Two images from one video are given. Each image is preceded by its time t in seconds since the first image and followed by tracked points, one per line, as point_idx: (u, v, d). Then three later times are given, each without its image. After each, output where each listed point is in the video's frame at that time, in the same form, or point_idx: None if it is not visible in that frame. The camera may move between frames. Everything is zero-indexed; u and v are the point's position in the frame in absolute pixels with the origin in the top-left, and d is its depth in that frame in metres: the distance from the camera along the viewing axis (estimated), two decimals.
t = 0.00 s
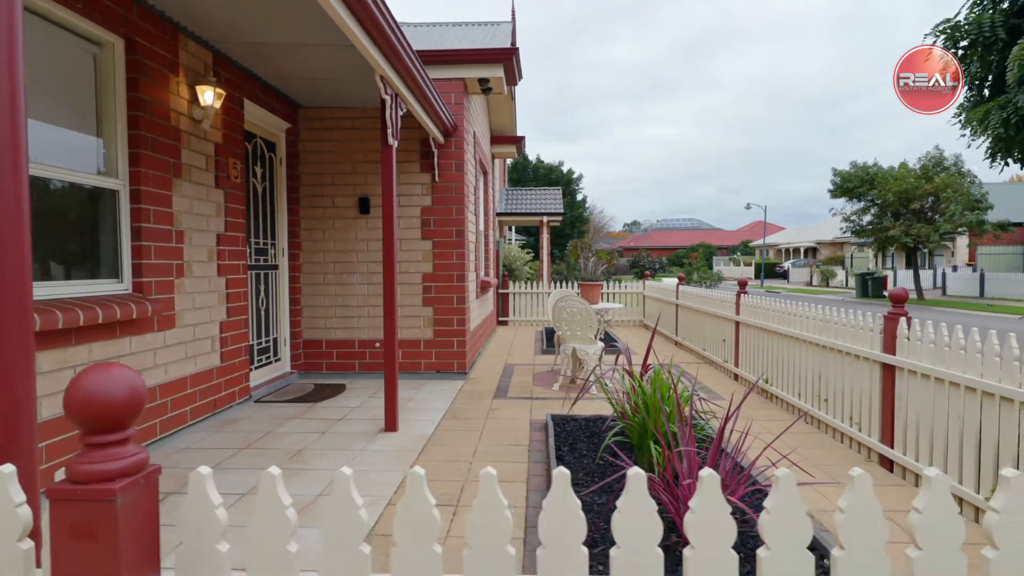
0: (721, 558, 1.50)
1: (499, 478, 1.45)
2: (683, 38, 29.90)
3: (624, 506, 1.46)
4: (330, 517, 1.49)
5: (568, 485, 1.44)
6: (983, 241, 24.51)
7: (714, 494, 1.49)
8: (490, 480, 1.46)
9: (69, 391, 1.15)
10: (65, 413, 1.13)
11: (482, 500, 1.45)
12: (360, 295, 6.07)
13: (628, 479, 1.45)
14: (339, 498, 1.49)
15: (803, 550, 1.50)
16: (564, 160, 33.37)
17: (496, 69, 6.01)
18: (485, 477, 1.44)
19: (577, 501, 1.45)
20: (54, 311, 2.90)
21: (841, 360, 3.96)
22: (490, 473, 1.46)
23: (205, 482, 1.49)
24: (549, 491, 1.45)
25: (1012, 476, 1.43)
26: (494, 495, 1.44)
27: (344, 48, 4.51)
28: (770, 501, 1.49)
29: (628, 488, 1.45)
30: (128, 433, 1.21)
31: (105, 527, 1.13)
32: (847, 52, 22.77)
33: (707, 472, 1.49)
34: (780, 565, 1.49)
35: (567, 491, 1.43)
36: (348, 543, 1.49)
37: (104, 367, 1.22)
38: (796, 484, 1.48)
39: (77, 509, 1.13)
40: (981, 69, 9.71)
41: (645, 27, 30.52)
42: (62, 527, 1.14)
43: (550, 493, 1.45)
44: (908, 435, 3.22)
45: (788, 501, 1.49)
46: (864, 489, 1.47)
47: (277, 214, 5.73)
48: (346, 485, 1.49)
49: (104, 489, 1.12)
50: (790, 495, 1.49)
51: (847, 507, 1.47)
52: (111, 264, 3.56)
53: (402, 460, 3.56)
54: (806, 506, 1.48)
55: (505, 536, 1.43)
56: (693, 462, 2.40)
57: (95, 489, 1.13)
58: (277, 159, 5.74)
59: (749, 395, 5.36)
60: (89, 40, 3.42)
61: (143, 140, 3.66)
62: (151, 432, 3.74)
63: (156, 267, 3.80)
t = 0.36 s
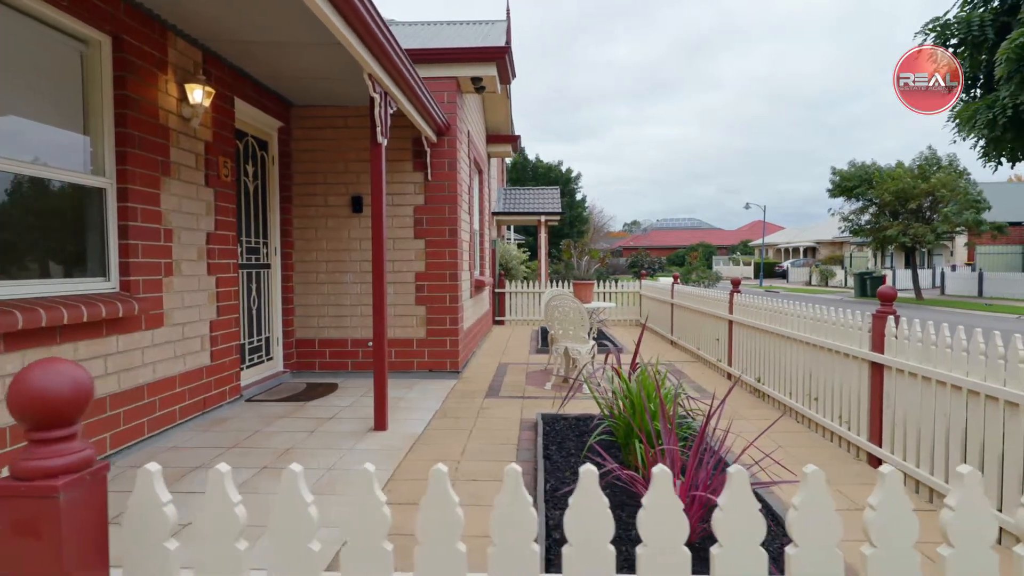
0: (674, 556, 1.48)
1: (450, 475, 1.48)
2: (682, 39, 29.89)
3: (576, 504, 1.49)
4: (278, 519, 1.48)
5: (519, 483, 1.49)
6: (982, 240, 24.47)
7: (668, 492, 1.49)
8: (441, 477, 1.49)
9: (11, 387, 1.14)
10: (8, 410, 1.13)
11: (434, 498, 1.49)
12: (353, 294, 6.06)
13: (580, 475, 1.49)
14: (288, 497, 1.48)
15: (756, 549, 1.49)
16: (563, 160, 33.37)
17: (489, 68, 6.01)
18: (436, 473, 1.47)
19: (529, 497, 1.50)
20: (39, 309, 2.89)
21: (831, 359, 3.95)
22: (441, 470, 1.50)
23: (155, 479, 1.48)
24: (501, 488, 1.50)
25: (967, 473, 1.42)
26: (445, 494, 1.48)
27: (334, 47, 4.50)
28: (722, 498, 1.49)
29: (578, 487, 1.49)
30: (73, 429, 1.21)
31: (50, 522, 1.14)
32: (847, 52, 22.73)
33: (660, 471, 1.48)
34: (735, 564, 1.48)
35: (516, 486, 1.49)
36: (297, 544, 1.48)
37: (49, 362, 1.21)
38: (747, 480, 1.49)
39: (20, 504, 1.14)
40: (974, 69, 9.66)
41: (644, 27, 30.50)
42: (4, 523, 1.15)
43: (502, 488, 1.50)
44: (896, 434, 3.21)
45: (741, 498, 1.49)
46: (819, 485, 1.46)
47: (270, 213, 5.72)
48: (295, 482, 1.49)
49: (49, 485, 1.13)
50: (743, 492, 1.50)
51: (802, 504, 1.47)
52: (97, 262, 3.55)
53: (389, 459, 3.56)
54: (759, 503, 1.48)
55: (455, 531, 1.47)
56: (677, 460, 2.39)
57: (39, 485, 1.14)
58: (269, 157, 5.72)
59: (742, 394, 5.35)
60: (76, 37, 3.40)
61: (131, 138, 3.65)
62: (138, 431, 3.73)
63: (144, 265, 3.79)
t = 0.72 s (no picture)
0: (624, 556, 1.49)
1: (399, 474, 1.48)
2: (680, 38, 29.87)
3: (528, 503, 1.49)
4: (228, 518, 1.48)
5: (468, 481, 1.50)
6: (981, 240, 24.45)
7: (617, 492, 1.50)
8: (391, 476, 1.50)
9: None
10: None
11: (384, 496, 1.49)
12: (346, 293, 6.05)
13: (530, 473, 1.50)
14: (236, 497, 1.47)
15: (705, 548, 1.48)
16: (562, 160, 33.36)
17: (481, 67, 6.00)
18: (385, 472, 1.47)
19: (480, 495, 1.52)
20: (23, 309, 2.88)
21: (820, 358, 3.94)
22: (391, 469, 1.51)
23: (102, 478, 1.47)
24: (451, 488, 1.51)
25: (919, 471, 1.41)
26: (394, 492, 1.48)
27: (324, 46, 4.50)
28: (675, 498, 1.49)
29: (529, 486, 1.49)
30: (20, 428, 1.21)
31: None
32: (846, 52, 22.71)
33: (609, 468, 1.50)
34: (685, 563, 1.48)
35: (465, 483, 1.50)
36: (245, 543, 1.48)
37: None
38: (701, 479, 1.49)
39: None
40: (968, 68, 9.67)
41: (643, 27, 30.45)
42: None
43: (451, 487, 1.51)
44: (884, 433, 3.20)
45: (693, 498, 1.49)
46: (769, 484, 1.47)
47: (261, 212, 5.71)
48: (243, 481, 1.47)
49: None
50: (695, 491, 1.49)
51: (755, 502, 1.48)
52: (83, 260, 3.53)
53: (377, 458, 3.55)
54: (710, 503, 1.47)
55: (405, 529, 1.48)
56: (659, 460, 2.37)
57: None
58: (261, 156, 5.71)
59: (734, 394, 5.34)
60: (61, 36, 3.38)
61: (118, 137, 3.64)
62: (126, 430, 3.72)
63: (132, 264, 3.78)
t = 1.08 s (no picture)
0: (574, 558, 1.48)
1: (348, 476, 1.51)
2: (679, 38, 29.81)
3: (476, 504, 1.51)
4: (175, 521, 1.47)
5: (417, 484, 1.49)
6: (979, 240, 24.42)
7: (566, 494, 1.49)
8: (340, 479, 1.51)
9: None
10: None
11: (334, 497, 1.51)
12: (338, 293, 6.04)
13: (480, 477, 1.51)
14: (183, 500, 1.46)
15: (656, 549, 1.47)
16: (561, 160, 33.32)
17: (473, 66, 5.99)
18: (334, 473, 1.50)
19: (429, 498, 1.51)
20: (6, 308, 2.87)
21: (810, 358, 3.93)
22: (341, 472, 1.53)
23: (49, 481, 1.46)
24: (398, 492, 1.51)
25: (872, 473, 1.43)
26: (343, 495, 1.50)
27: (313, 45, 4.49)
28: (625, 499, 1.48)
29: (479, 487, 1.51)
30: None
31: None
32: (845, 52, 22.67)
33: (558, 470, 1.49)
34: (636, 564, 1.47)
35: (414, 488, 1.50)
36: (193, 546, 1.47)
37: None
38: (651, 481, 1.47)
39: None
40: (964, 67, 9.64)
41: (643, 27, 30.39)
42: None
43: (400, 490, 1.50)
44: (870, 433, 3.19)
45: (649, 499, 1.48)
46: (720, 485, 1.45)
47: (253, 212, 5.70)
48: (191, 484, 1.47)
49: None
50: (644, 493, 1.48)
51: (705, 504, 1.47)
52: (71, 259, 3.53)
53: (364, 458, 3.55)
54: (661, 504, 1.46)
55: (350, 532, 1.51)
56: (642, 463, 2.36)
57: None
58: (252, 156, 5.70)
59: (725, 394, 5.33)
60: (47, 35, 3.37)
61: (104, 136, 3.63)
62: (112, 430, 3.71)
63: (118, 264, 3.77)
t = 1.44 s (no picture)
0: (530, 558, 1.46)
1: (304, 476, 1.45)
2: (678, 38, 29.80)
3: (433, 504, 1.47)
4: (129, 521, 1.46)
5: (373, 484, 1.46)
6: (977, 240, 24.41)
7: (522, 496, 1.47)
8: (295, 480, 1.45)
9: None
10: None
11: (288, 497, 1.44)
12: (331, 292, 6.03)
13: (437, 477, 1.48)
14: (136, 498, 1.45)
15: (614, 550, 1.45)
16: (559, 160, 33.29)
17: (467, 65, 5.99)
18: (288, 473, 1.43)
19: (385, 498, 1.47)
20: None
21: (801, 357, 3.93)
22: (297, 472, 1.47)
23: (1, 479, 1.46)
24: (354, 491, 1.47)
25: (829, 474, 1.41)
26: (297, 496, 1.44)
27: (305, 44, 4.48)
28: (583, 500, 1.46)
29: (436, 487, 1.47)
30: None
31: None
32: (843, 52, 22.67)
33: (516, 469, 1.47)
34: (601, 565, 1.45)
35: (369, 487, 1.45)
36: (146, 546, 1.46)
37: None
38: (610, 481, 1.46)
39: None
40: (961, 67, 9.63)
41: (642, 27, 30.39)
42: None
43: (355, 489, 1.47)
44: (859, 433, 3.18)
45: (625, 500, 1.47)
46: (678, 485, 1.45)
47: (246, 212, 5.69)
48: (143, 484, 1.45)
49: None
50: (603, 492, 1.47)
51: (664, 505, 1.46)
52: (60, 258, 3.52)
53: (354, 458, 3.54)
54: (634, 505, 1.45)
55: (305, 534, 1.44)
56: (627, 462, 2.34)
57: None
58: (245, 155, 5.69)
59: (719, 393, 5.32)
60: (36, 34, 3.36)
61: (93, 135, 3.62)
62: (101, 430, 3.70)
63: (107, 263, 3.76)
